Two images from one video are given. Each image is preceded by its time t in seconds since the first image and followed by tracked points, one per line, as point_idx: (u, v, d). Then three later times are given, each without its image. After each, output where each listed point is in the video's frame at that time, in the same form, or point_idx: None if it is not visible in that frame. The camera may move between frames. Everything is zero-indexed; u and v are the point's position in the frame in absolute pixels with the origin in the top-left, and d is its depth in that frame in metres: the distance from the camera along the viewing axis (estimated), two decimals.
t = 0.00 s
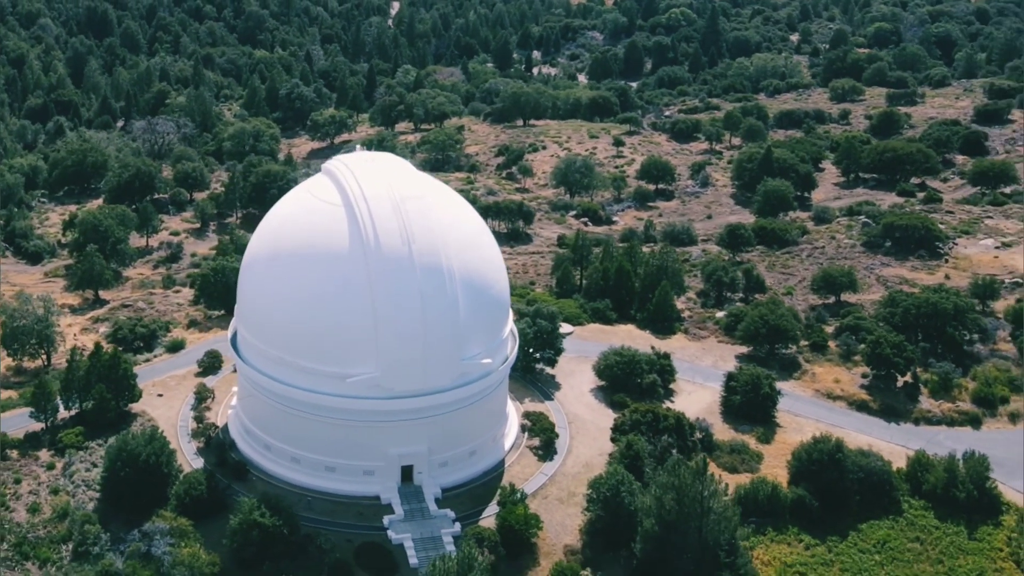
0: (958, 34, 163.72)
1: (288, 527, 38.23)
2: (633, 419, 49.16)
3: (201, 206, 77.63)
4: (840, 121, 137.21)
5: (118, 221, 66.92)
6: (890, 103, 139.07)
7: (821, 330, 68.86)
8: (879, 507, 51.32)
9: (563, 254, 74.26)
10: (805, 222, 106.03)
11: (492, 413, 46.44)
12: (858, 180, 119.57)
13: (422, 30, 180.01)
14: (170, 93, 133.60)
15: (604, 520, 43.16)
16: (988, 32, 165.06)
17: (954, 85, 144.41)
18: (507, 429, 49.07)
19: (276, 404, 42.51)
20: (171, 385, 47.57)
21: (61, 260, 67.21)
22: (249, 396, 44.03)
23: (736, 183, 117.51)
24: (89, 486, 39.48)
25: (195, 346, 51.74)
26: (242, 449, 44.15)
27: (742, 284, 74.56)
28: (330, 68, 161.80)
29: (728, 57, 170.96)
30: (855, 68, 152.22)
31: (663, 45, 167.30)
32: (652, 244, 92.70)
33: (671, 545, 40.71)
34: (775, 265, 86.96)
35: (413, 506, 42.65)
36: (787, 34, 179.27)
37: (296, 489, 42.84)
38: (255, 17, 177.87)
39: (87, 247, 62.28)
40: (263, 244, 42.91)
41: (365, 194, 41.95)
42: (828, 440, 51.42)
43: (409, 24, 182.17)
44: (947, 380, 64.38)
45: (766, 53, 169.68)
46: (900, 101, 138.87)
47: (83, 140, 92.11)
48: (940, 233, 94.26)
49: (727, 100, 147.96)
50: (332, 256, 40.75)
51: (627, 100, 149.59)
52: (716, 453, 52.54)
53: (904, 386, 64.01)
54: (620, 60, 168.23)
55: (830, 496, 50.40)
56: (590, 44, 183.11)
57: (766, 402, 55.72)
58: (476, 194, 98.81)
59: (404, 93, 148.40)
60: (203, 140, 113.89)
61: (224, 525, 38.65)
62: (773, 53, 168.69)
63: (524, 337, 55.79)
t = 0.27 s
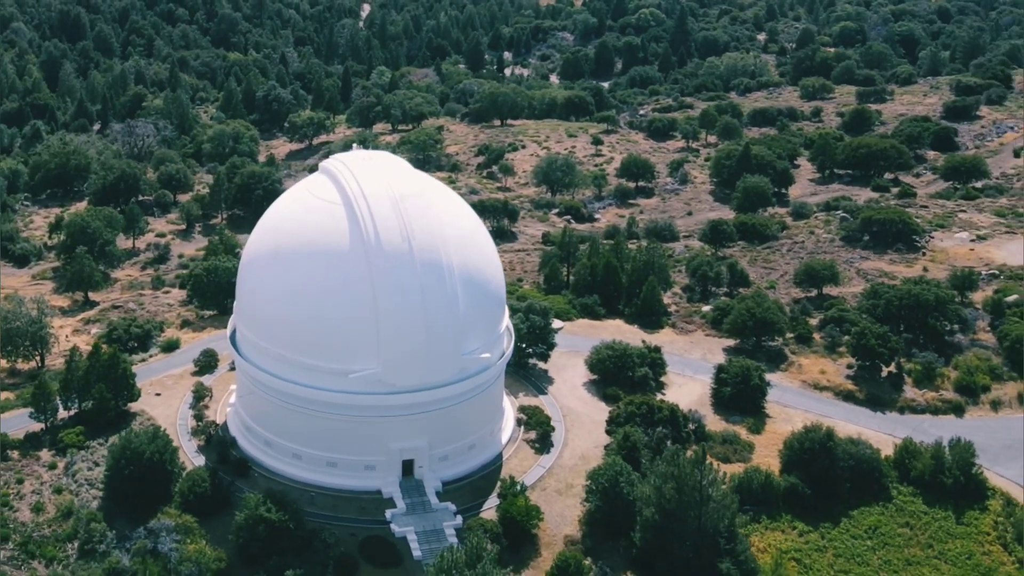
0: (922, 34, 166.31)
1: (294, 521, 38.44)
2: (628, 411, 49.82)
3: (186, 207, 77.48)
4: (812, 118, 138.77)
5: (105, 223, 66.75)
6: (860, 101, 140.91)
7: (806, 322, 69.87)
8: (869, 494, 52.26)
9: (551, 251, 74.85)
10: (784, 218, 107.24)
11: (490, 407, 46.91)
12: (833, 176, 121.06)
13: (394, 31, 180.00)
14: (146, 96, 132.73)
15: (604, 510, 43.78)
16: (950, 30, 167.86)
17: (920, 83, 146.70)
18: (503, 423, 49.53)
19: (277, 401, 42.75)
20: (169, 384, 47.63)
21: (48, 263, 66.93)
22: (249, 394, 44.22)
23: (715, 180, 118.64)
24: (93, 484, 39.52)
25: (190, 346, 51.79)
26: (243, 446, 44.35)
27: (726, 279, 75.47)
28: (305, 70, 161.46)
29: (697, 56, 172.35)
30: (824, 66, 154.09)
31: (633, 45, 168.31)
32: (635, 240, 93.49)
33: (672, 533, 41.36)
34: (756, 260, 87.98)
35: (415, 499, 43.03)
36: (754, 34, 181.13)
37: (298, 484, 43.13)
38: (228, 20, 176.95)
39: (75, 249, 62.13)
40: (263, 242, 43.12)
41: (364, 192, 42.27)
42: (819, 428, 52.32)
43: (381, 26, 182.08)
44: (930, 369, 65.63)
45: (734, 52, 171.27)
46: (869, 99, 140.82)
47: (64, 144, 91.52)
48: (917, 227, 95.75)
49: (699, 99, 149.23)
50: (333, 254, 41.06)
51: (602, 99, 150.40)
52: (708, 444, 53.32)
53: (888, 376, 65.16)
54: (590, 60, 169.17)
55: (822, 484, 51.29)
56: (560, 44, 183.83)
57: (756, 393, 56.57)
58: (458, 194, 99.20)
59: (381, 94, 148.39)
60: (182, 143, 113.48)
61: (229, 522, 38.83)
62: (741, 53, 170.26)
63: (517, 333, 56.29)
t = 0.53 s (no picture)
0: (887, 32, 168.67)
1: (300, 517, 38.55)
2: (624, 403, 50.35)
3: (172, 208, 77.15)
4: (785, 115, 140.09)
5: (93, 225, 66.44)
6: (830, 98, 142.49)
7: (792, 314, 70.73)
8: (861, 481, 53.05)
9: (538, 248, 75.30)
10: (763, 213, 108.24)
11: (488, 401, 47.28)
12: (809, 171, 122.33)
13: (366, 32, 179.66)
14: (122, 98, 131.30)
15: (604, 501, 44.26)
16: (912, 28, 170.46)
17: (887, 80, 148.65)
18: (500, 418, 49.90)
19: (278, 398, 42.85)
20: (166, 384, 47.59)
21: (35, 266, 66.50)
22: (248, 391, 44.27)
23: (694, 176, 119.55)
24: (96, 484, 39.47)
25: (184, 345, 51.71)
26: (243, 444, 44.40)
27: (711, 273, 76.18)
28: (279, 72, 160.85)
29: (665, 55, 173.45)
30: (793, 64, 155.74)
31: (603, 45, 169.00)
32: (618, 236, 94.10)
33: (673, 521, 41.90)
34: (737, 255, 88.82)
35: (417, 494, 43.28)
36: (721, 33, 182.60)
37: (299, 481, 43.26)
38: (200, 22, 175.43)
39: (65, 251, 61.83)
40: (262, 241, 43.15)
41: (364, 190, 42.46)
42: (811, 418, 53.12)
43: (352, 27, 181.65)
44: (914, 359, 66.76)
45: (703, 51, 172.51)
46: (839, 96, 142.51)
47: (43, 146, 90.78)
48: (895, 220, 97.02)
49: (672, 97, 150.26)
50: (333, 251, 41.22)
51: (577, 98, 150.99)
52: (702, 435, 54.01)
53: (874, 366, 66.18)
54: (561, 59, 169.71)
55: (815, 472, 52.09)
56: (531, 44, 184.21)
57: (747, 384, 57.28)
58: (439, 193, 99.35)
59: (358, 94, 148.12)
60: (160, 145, 112.76)
61: (234, 519, 38.92)
62: (709, 51, 171.56)
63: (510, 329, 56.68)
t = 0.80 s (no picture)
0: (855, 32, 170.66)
1: (306, 515, 38.64)
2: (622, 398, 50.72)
3: (158, 211, 76.72)
4: (761, 113, 141.12)
5: (81, 228, 65.99)
6: (804, 96, 143.73)
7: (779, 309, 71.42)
8: (854, 472, 53.76)
9: (527, 246, 75.56)
10: (744, 210, 109.03)
11: (488, 398, 47.45)
12: (787, 168, 123.35)
13: (339, 34, 179.04)
14: (99, 102, 129.93)
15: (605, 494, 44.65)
16: (877, 26, 172.68)
17: (857, 77, 150.18)
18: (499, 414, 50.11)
19: (280, 397, 42.83)
20: (164, 385, 47.44)
21: (22, 269, 65.95)
22: (249, 391, 44.20)
23: (675, 174, 120.27)
24: (99, 486, 39.34)
25: (180, 347, 51.54)
26: (245, 444, 44.30)
27: (698, 269, 76.77)
28: (255, 74, 159.97)
29: (637, 55, 174.16)
30: (765, 63, 156.93)
31: (575, 44, 169.42)
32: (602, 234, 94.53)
33: (675, 514, 42.32)
34: (721, 251, 89.44)
35: (419, 491, 43.43)
36: (690, 32, 183.48)
37: (302, 480, 43.24)
38: (174, 24, 174.14)
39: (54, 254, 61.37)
40: (262, 241, 43.12)
41: (364, 189, 42.56)
42: (805, 410, 53.75)
43: (325, 29, 180.98)
44: (901, 351, 67.69)
45: (674, 50, 173.35)
46: (812, 93, 143.87)
47: (24, 150, 89.91)
48: (876, 215, 98.04)
49: (647, 96, 151.01)
50: (335, 250, 41.26)
51: (554, 98, 151.29)
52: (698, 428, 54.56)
53: (862, 358, 67.03)
54: (534, 59, 169.92)
55: (809, 464, 52.74)
56: (503, 45, 184.30)
57: (740, 378, 57.84)
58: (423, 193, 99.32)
59: (336, 96, 147.67)
60: (140, 147, 111.91)
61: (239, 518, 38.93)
62: (681, 50, 172.43)
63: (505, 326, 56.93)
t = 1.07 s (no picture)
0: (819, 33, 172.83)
1: (313, 515, 38.60)
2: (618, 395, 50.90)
3: (141, 215, 76.04)
4: (733, 112, 142.10)
5: (66, 233, 65.30)
6: (774, 94, 144.95)
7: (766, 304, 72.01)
8: (847, 464, 54.41)
9: (514, 245, 75.67)
10: (724, 207, 109.71)
11: (487, 396, 47.54)
12: (763, 165, 124.29)
13: (308, 37, 178.13)
14: (72, 107, 128.33)
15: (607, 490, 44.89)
16: (839, 25, 174.87)
17: (824, 76, 151.61)
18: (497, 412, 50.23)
19: (281, 398, 42.68)
20: (161, 389, 47.15)
21: (7, 275, 65.14)
22: (249, 392, 43.98)
23: (653, 173, 120.84)
24: (103, 490, 39.09)
25: (175, 350, 51.20)
26: (246, 446, 44.10)
27: (684, 266, 77.25)
28: (227, 78, 158.76)
29: (604, 56, 174.78)
30: (733, 62, 158.11)
31: (543, 45, 169.41)
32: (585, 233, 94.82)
33: (678, 507, 42.60)
34: (703, 248, 89.97)
35: (422, 490, 43.47)
36: (656, 33, 184.38)
37: (305, 481, 43.11)
38: (143, 28, 172.48)
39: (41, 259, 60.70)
40: (262, 242, 42.96)
41: (364, 190, 42.50)
42: (798, 404, 54.30)
43: (294, 32, 179.98)
44: (887, 344, 68.54)
45: (641, 50, 174.11)
46: (782, 92, 145.05)
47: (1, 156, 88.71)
48: (854, 211, 99.05)
49: (620, 96, 151.68)
50: (335, 251, 41.16)
51: (527, 99, 151.39)
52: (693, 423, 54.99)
53: (849, 352, 67.82)
54: (502, 61, 169.69)
55: (804, 456, 53.29)
56: (472, 46, 184.27)
57: (733, 373, 58.29)
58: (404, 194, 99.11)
59: (311, 98, 146.90)
60: (116, 152, 110.73)
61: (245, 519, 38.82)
62: (648, 50, 173.29)
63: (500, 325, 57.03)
